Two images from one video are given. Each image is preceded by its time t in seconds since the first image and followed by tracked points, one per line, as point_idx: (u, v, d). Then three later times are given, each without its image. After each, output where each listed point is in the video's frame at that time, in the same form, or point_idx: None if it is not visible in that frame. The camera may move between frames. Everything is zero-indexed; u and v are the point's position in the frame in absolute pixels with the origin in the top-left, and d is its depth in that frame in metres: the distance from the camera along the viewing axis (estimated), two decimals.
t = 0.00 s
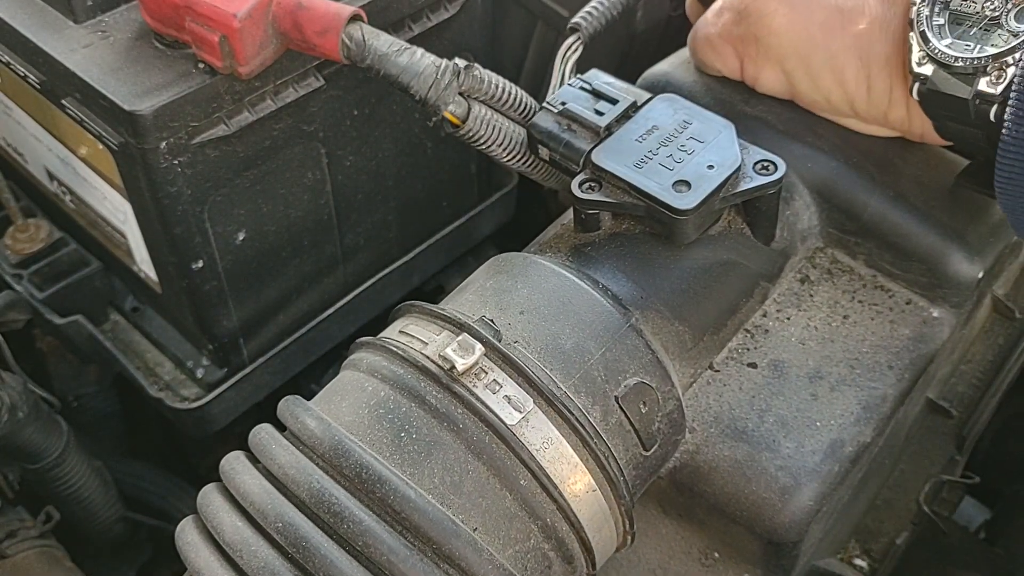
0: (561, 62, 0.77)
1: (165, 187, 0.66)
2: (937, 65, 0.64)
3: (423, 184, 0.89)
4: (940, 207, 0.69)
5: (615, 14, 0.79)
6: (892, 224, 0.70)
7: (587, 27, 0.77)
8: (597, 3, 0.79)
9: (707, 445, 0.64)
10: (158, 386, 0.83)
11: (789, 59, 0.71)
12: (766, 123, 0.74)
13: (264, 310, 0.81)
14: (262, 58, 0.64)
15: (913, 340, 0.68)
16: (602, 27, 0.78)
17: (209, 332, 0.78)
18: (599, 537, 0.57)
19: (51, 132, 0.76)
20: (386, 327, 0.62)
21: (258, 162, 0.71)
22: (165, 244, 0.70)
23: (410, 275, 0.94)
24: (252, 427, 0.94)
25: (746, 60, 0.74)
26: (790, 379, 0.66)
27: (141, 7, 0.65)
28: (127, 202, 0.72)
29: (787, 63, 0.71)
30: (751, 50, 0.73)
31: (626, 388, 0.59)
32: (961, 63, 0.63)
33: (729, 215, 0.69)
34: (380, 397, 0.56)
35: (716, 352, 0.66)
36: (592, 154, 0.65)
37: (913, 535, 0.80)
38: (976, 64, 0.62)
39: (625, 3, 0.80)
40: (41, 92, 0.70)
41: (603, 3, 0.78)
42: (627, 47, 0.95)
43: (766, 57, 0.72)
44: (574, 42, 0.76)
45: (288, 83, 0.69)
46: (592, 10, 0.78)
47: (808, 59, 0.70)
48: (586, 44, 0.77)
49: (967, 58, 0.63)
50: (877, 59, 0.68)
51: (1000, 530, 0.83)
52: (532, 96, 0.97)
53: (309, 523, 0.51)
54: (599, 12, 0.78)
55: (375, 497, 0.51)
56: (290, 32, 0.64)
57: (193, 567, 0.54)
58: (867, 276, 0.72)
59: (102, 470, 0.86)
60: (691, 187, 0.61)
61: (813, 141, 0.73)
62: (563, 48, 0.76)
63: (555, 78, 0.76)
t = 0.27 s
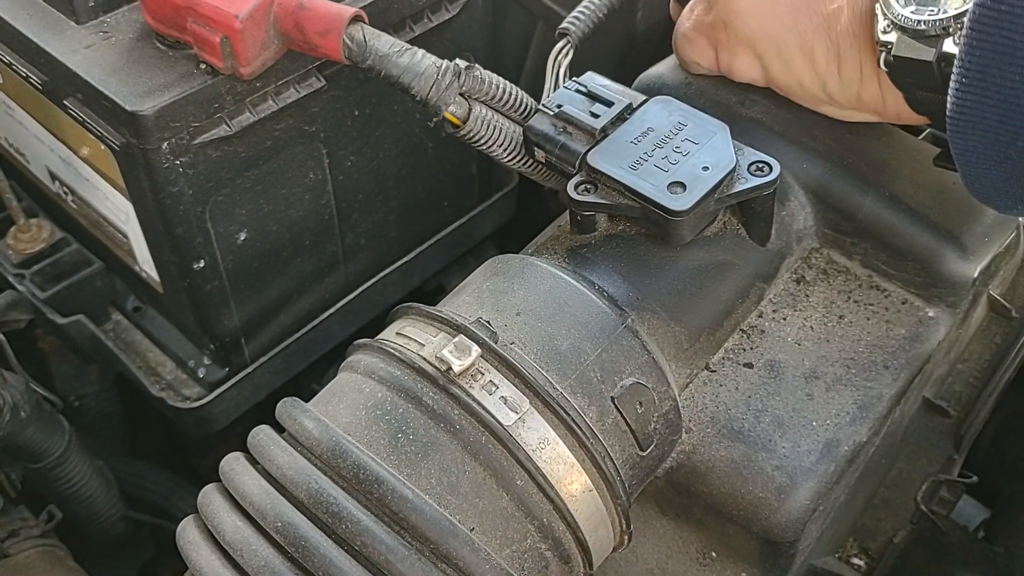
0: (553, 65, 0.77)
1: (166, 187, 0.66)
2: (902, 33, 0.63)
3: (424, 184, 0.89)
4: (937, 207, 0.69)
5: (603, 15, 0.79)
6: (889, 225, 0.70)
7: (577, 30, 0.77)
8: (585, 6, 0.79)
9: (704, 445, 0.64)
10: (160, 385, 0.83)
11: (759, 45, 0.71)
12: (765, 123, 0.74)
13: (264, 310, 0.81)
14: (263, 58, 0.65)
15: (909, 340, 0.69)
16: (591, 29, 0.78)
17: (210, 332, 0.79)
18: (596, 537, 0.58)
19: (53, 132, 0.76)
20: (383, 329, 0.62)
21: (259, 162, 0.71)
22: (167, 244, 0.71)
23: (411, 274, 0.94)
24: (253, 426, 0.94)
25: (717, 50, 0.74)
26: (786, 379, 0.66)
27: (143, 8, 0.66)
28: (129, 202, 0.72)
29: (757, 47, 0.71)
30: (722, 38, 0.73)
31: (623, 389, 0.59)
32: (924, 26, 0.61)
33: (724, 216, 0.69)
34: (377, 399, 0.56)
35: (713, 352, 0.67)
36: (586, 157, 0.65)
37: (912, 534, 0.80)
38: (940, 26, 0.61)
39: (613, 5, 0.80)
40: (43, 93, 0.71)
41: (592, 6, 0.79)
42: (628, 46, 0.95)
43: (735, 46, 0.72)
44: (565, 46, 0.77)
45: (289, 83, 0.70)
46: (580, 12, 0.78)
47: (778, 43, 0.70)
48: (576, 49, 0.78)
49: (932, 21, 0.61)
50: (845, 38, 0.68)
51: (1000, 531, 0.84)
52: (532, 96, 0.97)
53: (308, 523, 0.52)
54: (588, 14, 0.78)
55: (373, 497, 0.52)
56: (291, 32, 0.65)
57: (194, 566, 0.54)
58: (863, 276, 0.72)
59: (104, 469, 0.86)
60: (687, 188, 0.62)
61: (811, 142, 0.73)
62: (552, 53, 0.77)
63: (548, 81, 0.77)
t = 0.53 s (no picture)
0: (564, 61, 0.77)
1: (167, 187, 0.66)
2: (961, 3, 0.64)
3: (425, 184, 0.89)
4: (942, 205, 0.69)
5: (617, 16, 0.80)
6: (893, 223, 0.70)
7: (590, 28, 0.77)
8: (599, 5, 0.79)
9: (709, 442, 0.64)
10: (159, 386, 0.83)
11: (851, 71, 0.67)
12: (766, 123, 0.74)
13: (266, 310, 0.81)
14: (263, 58, 0.65)
15: (914, 338, 0.69)
16: (604, 27, 0.79)
17: (211, 332, 0.79)
18: (603, 533, 0.58)
19: (52, 133, 0.76)
20: (391, 323, 0.62)
21: (260, 162, 0.71)
22: (167, 244, 0.71)
23: (412, 274, 0.94)
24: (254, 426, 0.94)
25: (796, 71, 0.69)
26: (792, 376, 0.66)
27: (142, 8, 0.65)
28: (129, 202, 0.72)
29: (840, 81, 0.68)
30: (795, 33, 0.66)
31: (630, 385, 0.59)
32: None
33: (732, 214, 0.70)
34: (385, 393, 0.56)
35: (719, 349, 0.67)
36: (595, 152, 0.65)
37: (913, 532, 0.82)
38: None
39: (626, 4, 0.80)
40: (43, 93, 0.70)
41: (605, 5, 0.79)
42: (628, 47, 0.96)
43: (827, 75, 0.68)
44: (577, 43, 0.77)
45: (289, 83, 0.70)
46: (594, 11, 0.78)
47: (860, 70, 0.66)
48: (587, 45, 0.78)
49: None
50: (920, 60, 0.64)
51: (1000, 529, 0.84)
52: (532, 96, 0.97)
53: (314, 519, 0.51)
54: (602, 14, 0.78)
55: (380, 493, 0.52)
56: (291, 33, 0.65)
57: (194, 565, 0.54)
58: (869, 275, 0.72)
59: (104, 470, 0.86)
60: (694, 184, 0.62)
61: (812, 141, 0.73)
62: (567, 45, 0.77)
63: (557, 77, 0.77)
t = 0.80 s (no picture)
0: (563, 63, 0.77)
1: (167, 187, 0.66)
2: None
3: (425, 185, 0.89)
4: (942, 205, 0.69)
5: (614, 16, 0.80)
6: (893, 222, 0.70)
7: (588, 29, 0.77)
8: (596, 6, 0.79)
9: (710, 442, 0.64)
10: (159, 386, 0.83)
11: None
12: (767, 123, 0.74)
13: (266, 310, 0.81)
14: (263, 58, 0.65)
15: (915, 338, 0.69)
16: (603, 29, 0.79)
17: (211, 332, 0.78)
18: (604, 532, 0.58)
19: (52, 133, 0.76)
20: (391, 323, 0.62)
21: (260, 162, 0.71)
22: (167, 244, 0.71)
23: (412, 274, 0.94)
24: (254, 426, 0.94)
25: None
26: (793, 376, 0.66)
27: (142, 8, 0.65)
28: (129, 202, 0.72)
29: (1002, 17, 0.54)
30: None
31: (631, 384, 0.59)
32: None
33: (732, 213, 0.70)
34: (386, 392, 0.56)
35: (720, 349, 0.67)
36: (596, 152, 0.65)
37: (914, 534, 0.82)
38: None
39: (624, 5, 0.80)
40: (43, 93, 0.70)
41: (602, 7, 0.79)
42: (628, 48, 0.96)
43: None
44: (576, 45, 0.77)
45: (289, 83, 0.69)
46: (592, 12, 0.78)
47: None
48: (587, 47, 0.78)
49: None
50: None
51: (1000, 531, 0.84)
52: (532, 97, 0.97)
53: (314, 519, 0.51)
54: (599, 15, 0.78)
55: (381, 492, 0.52)
56: (291, 33, 0.65)
57: (194, 565, 0.54)
58: (869, 274, 0.72)
59: (104, 470, 0.86)
60: (695, 184, 0.62)
61: (812, 140, 0.73)
62: (565, 49, 0.77)
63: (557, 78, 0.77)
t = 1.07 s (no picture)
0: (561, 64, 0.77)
1: (167, 187, 0.66)
2: None
3: (425, 185, 0.89)
4: (941, 204, 0.69)
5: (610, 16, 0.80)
6: (894, 222, 0.70)
7: (585, 30, 0.77)
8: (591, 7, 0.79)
9: (710, 442, 0.64)
10: (159, 386, 0.83)
11: None
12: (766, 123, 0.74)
13: (266, 310, 0.81)
14: (263, 58, 0.64)
15: (915, 338, 0.69)
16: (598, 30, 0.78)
17: (211, 332, 0.78)
18: (604, 532, 0.58)
19: (52, 133, 0.76)
20: (392, 323, 0.62)
21: (260, 162, 0.71)
22: (167, 243, 0.71)
23: (412, 274, 0.94)
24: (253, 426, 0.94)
25: None
26: (793, 376, 0.66)
27: (143, 8, 0.65)
28: (129, 202, 0.72)
29: None
30: None
31: (631, 384, 0.59)
32: None
33: (732, 214, 0.70)
34: (386, 392, 0.56)
35: (720, 349, 0.67)
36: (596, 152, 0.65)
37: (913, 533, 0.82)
38: None
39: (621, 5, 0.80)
40: (43, 93, 0.70)
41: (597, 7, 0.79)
42: (628, 47, 0.96)
43: None
44: (573, 45, 0.77)
45: (289, 83, 0.69)
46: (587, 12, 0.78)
47: None
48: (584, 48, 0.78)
49: None
50: None
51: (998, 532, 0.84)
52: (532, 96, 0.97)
53: (314, 519, 0.51)
54: (595, 14, 0.78)
55: (381, 492, 0.52)
56: (292, 33, 0.65)
57: (194, 565, 0.54)
58: (869, 274, 0.72)
59: (104, 469, 0.86)
60: (695, 184, 0.62)
61: (812, 140, 0.73)
62: (563, 50, 0.77)
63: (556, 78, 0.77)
